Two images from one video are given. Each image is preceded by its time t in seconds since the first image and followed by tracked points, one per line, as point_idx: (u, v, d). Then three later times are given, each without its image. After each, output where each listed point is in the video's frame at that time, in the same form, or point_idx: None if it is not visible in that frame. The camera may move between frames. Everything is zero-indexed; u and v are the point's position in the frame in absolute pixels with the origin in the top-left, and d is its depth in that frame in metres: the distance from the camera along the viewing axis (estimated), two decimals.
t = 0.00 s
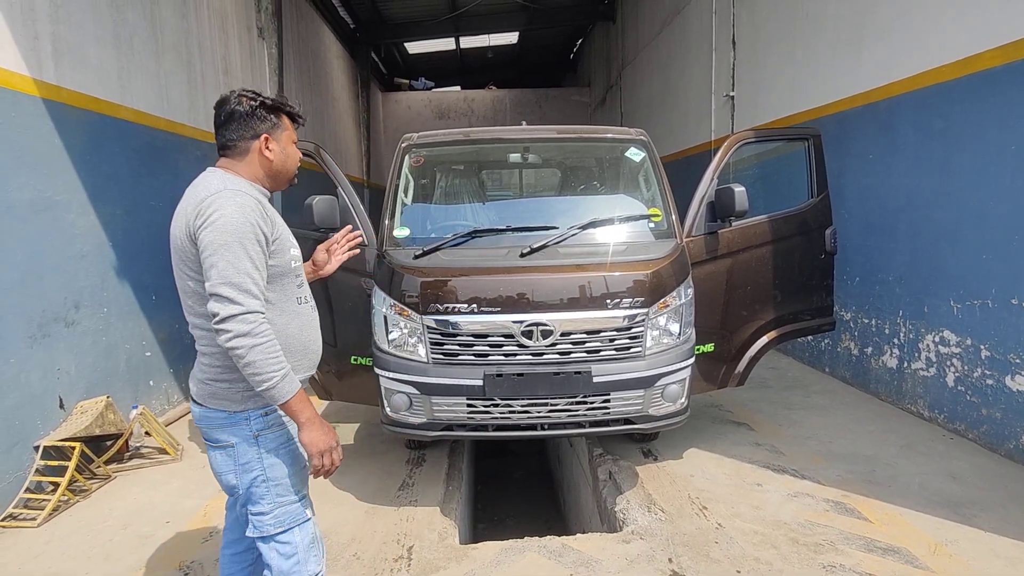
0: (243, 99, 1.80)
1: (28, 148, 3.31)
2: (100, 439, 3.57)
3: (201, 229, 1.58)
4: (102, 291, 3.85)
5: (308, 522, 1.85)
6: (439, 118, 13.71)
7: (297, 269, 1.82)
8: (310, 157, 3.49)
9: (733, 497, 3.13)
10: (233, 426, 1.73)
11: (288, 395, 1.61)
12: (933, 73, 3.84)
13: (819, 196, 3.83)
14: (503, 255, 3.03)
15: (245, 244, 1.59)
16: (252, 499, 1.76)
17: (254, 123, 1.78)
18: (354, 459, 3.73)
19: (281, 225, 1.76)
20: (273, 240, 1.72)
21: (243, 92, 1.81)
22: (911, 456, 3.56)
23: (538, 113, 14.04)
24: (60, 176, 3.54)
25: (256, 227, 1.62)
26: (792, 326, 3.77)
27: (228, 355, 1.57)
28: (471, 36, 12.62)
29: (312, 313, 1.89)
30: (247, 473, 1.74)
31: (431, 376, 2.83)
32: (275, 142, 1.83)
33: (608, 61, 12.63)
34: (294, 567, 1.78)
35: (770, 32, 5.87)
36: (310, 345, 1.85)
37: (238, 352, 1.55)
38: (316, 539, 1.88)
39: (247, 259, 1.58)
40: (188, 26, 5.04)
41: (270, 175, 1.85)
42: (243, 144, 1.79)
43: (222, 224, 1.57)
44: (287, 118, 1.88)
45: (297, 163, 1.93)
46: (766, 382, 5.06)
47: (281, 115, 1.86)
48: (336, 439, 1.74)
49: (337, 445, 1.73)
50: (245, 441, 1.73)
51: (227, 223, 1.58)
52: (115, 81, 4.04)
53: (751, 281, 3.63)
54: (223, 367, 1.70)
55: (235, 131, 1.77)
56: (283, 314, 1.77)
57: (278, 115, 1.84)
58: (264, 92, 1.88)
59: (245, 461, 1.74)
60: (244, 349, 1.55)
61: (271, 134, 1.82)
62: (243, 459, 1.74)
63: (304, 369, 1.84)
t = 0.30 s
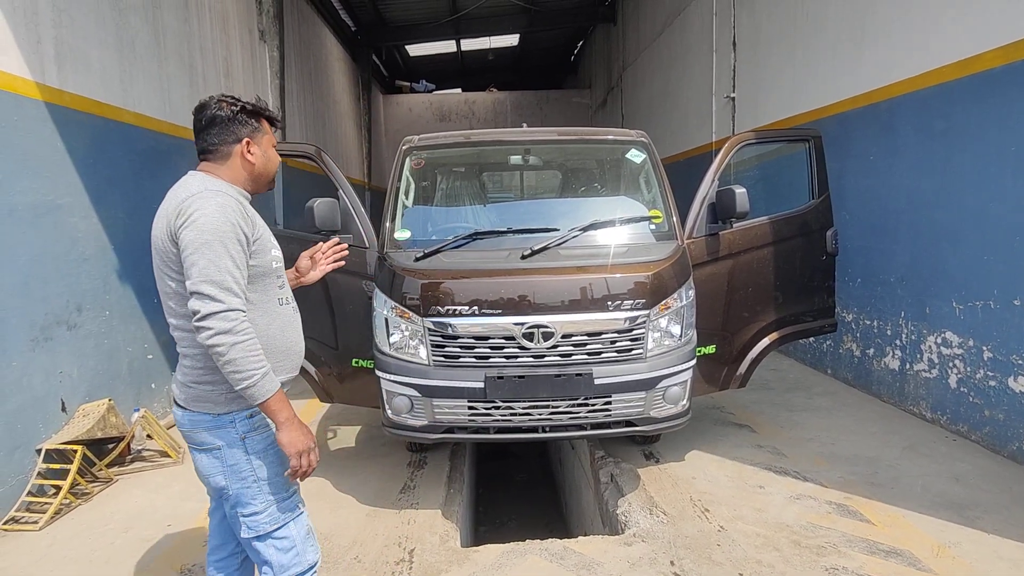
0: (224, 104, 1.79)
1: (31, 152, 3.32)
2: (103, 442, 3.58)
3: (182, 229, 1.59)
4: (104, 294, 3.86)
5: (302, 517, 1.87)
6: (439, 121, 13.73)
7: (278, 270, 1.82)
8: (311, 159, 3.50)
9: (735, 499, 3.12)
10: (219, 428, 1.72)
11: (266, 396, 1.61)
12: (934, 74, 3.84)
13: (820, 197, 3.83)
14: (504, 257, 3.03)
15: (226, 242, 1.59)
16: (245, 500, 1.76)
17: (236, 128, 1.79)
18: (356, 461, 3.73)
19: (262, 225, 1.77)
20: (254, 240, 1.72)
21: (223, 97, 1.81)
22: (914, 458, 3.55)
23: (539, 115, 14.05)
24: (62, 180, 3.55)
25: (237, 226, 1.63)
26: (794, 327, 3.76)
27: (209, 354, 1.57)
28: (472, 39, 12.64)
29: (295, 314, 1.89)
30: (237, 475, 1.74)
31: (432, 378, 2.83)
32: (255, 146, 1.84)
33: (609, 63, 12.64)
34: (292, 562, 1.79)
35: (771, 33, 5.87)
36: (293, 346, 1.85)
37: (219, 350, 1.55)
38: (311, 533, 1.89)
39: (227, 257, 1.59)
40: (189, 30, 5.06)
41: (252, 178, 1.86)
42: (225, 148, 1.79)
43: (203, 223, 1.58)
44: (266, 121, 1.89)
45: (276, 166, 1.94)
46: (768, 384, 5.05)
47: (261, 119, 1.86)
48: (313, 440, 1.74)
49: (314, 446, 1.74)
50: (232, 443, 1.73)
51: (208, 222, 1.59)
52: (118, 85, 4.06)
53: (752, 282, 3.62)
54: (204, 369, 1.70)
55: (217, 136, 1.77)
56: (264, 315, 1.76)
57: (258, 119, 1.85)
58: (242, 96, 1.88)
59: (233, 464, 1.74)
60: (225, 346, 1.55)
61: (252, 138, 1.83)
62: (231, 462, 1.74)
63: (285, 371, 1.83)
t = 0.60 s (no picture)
0: (216, 109, 1.80)
1: (34, 156, 3.33)
2: (104, 445, 3.58)
3: (168, 230, 1.60)
4: (106, 297, 3.87)
5: (290, 520, 1.86)
6: (440, 124, 13.76)
7: (265, 274, 1.81)
8: (312, 163, 3.50)
9: (738, 502, 3.11)
10: (200, 433, 1.73)
11: (247, 399, 1.60)
12: (935, 75, 3.84)
13: (821, 199, 3.82)
14: (505, 260, 3.03)
15: (211, 244, 1.60)
16: (229, 504, 1.75)
17: (227, 132, 1.80)
18: (357, 465, 3.73)
19: (251, 228, 1.77)
20: (242, 243, 1.72)
21: (215, 102, 1.82)
22: (917, 460, 3.54)
23: (540, 117, 14.08)
24: (64, 184, 3.56)
25: (222, 228, 1.63)
26: (795, 329, 3.76)
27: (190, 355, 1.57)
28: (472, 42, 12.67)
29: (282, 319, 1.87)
30: (221, 479, 1.74)
31: (434, 381, 2.83)
32: (248, 150, 1.85)
33: (609, 65, 12.66)
34: (280, 565, 1.79)
35: (772, 34, 5.87)
36: (279, 352, 1.83)
37: (199, 351, 1.54)
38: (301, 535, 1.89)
39: (212, 259, 1.59)
40: (191, 34, 5.08)
41: (246, 182, 1.87)
42: (218, 153, 1.80)
43: (188, 224, 1.59)
44: (259, 126, 1.90)
45: (270, 170, 1.95)
46: (770, 386, 5.04)
47: (253, 123, 1.87)
48: (298, 444, 1.72)
49: (298, 450, 1.71)
50: (214, 447, 1.73)
51: (194, 224, 1.59)
52: (119, 89, 4.07)
53: (754, 284, 3.62)
54: (186, 372, 1.70)
55: (210, 141, 1.78)
56: (247, 319, 1.75)
57: (251, 123, 1.86)
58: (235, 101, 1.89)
59: (216, 468, 1.74)
60: (206, 348, 1.55)
61: (245, 142, 1.84)
62: (214, 466, 1.74)
63: (270, 376, 1.81)
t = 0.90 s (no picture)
0: (209, 111, 1.80)
1: (37, 160, 3.34)
2: (107, 449, 3.59)
3: (143, 234, 1.61)
4: (109, 301, 3.88)
5: (269, 532, 1.87)
6: (442, 127, 13.78)
7: (250, 277, 1.79)
8: (314, 167, 3.51)
9: (740, 505, 3.11)
10: (181, 437, 1.73)
11: (211, 409, 1.60)
12: (936, 77, 3.85)
13: (823, 201, 3.82)
14: (507, 263, 3.04)
15: (183, 248, 1.60)
16: (208, 510, 1.77)
17: (219, 135, 1.80)
18: (359, 468, 3.73)
19: (232, 230, 1.75)
20: (221, 246, 1.71)
21: (209, 104, 1.82)
22: (920, 463, 3.53)
23: (541, 121, 14.09)
24: (67, 188, 3.57)
25: (196, 232, 1.63)
26: (797, 332, 3.75)
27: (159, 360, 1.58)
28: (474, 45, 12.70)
29: (268, 324, 1.86)
30: (200, 485, 1.75)
31: (435, 384, 2.83)
32: (241, 155, 1.85)
33: (610, 68, 12.68)
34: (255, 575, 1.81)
35: (773, 37, 5.87)
36: (264, 357, 1.83)
37: (165, 358, 1.55)
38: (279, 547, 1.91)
39: (183, 264, 1.59)
40: (193, 38, 5.10)
41: (236, 186, 1.87)
42: (208, 155, 1.80)
43: (161, 228, 1.59)
44: (253, 129, 1.90)
45: (263, 173, 1.96)
46: (772, 388, 5.03)
47: (247, 127, 1.87)
48: (265, 456, 1.71)
49: (265, 462, 1.71)
50: (193, 452, 1.74)
51: (166, 228, 1.60)
52: (122, 94, 4.09)
53: (755, 286, 3.62)
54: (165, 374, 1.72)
55: (201, 143, 1.79)
56: (230, 322, 1.74)
57: (244, 127, 1.86)
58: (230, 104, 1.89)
59: (196, 473, 1.75)
60: (172, 354, 1.55)
61: (236, 146, 1.84)
62: (193, 471, 1.75)
63: (256, 383, 1.82)
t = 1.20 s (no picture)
0: (175, 109, 1.77)
1: (42, 165, 3.36)
2: (111, 452, 3.60)
3: (110, 244, 1.57)
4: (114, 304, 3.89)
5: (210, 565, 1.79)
6: (445, 130, 13.81)
7: (231, 283, 1.76)
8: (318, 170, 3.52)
9: (744, 508, 3.10)
10: (157, 447, 1.71)
11: (189, 424, 1.57)
12: (939, 79, 3.84)
13: (826, 203, 3.82)
14: (510, 266, 3.04)
15: (152, 259, 1.55)
16: (159, 526, 1.72)
17: (184, 134, 1.77)
18: (362, 471, 3.73)
19: (208, 236, 1.71)
20: (195, 253, 1.67)
21: (177, 102, 1.79)
22: (925, 466, 3.51)
23: (543, 124, 14.09)
24: (72, 192, 3.59)
25: (165, 240, 1.58)
26: (801, 335, 3.75)
27: (135, 375, 1.56)
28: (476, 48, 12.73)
29: (253, 330, 1.84)
30: (160, 498, 1.71)
31: (439, 387, 2.84)
32: (210, 157, 1.81)
33: (613, 71, 12.69)
34: None
35: (775, 39, 5.87)
36: (249, 364, 1.81)
37: (138, 373, 1.52)
38: None
39: (153, 275, 1.55)
40: (197, 43, 5.13)
41: (207, 186, 1.83)
42: (176, 156, 1.78)
43: (128, 239, 1.55)
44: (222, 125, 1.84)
45: (238, 173, 1.91)
46: (776, 391, 5.02)
47: (214, 123, 1.82)
48: (247, 473, 1.69)
49: (247, 478, 1.69)
50: (165, 464, 1.71)
51: (134, 238, 1.55)
52: (127, 98, 4.11)
53: (759, 289, 3.61)
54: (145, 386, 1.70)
55: (169, 144, 1.77)
56: (211, 331, 1.72)
57: (210, 123, 1.80)
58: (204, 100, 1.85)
59: (160, 485, 1.72)
60: (145, 370, 1.52)
61: (202, 144, 1.80)
62: (159, 482, 1.72)
63: (241, 392, 1.81)
